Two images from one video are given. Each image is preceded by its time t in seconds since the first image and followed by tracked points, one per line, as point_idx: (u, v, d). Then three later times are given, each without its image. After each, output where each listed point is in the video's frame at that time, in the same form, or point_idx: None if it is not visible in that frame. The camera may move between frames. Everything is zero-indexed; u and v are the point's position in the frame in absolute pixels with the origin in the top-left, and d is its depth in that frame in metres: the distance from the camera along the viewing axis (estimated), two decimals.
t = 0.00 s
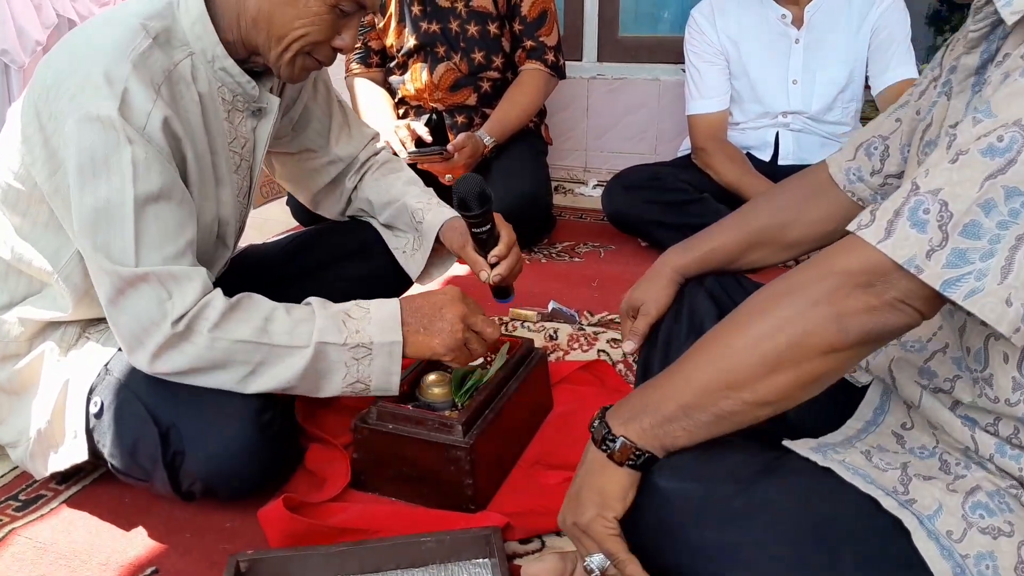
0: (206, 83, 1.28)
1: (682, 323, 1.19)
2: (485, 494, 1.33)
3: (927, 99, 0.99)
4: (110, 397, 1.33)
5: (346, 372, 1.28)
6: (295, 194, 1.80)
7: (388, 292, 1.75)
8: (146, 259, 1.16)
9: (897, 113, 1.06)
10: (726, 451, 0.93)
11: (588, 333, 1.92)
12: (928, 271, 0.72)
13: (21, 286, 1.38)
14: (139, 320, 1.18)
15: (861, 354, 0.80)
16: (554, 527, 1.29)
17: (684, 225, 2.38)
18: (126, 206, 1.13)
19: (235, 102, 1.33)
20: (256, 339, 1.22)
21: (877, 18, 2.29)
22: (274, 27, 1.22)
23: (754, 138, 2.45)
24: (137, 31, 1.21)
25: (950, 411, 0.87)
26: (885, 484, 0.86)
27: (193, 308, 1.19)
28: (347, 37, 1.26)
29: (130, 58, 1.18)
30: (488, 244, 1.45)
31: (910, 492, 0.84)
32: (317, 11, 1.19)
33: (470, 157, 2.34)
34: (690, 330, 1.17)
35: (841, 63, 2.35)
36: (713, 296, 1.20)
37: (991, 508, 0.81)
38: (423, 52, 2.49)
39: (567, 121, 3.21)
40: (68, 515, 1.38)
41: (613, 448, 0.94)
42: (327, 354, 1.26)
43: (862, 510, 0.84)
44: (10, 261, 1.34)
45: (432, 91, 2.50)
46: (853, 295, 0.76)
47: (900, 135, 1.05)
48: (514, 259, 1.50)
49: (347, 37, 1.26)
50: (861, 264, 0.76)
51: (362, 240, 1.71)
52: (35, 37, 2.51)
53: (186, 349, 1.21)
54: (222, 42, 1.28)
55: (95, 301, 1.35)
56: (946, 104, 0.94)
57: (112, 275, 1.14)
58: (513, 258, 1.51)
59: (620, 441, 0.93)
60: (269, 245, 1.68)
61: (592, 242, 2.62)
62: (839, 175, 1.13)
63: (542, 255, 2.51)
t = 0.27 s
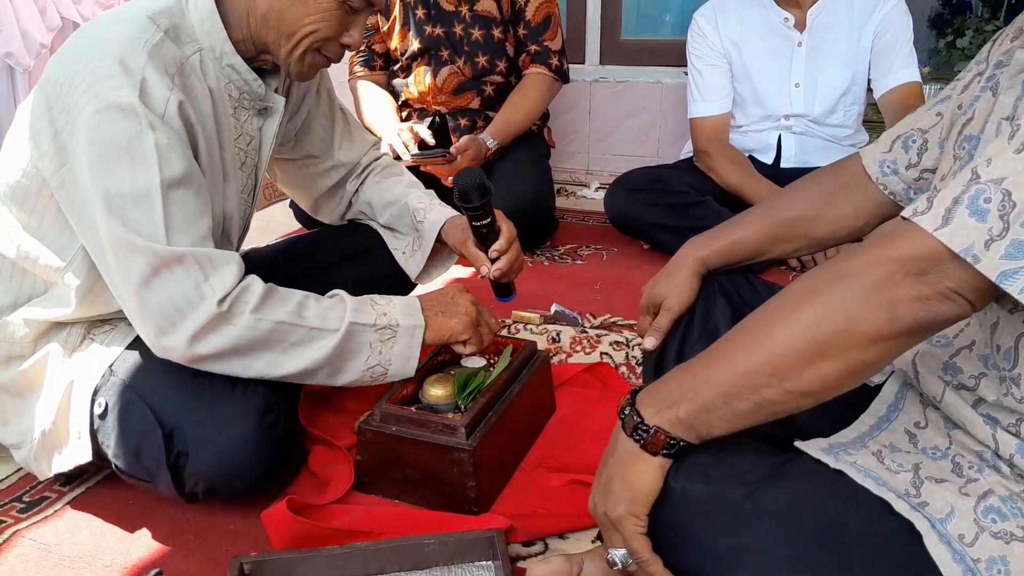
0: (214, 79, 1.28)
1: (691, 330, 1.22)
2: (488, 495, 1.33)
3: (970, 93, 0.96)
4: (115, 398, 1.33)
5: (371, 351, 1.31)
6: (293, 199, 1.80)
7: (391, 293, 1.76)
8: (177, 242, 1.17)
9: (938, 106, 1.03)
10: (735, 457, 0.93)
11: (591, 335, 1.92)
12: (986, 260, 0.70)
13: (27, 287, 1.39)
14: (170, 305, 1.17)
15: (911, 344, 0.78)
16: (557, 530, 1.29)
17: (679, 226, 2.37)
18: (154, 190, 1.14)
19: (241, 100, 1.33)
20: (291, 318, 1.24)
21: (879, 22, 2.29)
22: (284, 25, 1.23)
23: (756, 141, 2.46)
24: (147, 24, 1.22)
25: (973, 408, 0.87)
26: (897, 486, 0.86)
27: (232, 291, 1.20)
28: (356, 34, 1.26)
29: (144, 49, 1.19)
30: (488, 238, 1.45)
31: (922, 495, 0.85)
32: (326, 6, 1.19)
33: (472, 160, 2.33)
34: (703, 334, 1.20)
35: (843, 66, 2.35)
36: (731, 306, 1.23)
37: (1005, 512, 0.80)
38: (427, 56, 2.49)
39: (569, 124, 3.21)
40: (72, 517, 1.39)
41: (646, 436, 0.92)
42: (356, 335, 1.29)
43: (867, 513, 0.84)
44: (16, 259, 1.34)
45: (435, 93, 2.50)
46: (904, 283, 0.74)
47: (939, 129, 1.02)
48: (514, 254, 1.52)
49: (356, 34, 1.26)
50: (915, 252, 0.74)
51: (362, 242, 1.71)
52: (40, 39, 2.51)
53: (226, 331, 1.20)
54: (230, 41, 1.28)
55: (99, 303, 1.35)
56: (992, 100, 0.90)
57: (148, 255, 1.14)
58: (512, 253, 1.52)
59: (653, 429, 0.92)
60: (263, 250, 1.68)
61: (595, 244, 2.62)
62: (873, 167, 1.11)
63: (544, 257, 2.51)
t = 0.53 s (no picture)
0: (233, 84, 1.29)
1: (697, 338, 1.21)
2: (491, 504, 1.33)
3: (980, 99, 0.96)
4: (120, 402, 1.33)
5: (389, 355, 1.32)
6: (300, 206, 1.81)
7: (394, 297, 1.75)
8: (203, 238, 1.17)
9: (948, 111, 1.03)
10: (738, 468, 0.93)
11: (595, 342, 1.92)
12: (995, 266, 0.70)
13: (34, 290, 1.39)
14: (198, 300, 1.17)
15: (922, 351, 0.78)
16: (561, 539, 1.29)
17: (683, 233, 2.37)
18: (178, 187, 1.14)
19: (257, 105, 1.33)
20: (315, 318, 1.25)
21: (885, 30, 2.28)
22: (301, 32, 1.24)
23: (761, 149, 2.46)
24: (168, 27, 1.23)
25: (977, 415, 0.87)
26: (900, 497, 0.86)
27: (259, 288, 1.22)
28: (371, 43, 1.27)
29: (167, 49, 1.19)
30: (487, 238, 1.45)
31: (925, 506, 0.84)
32: (343, 15, 1.20)
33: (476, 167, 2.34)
34: (707, 344, 1.19)
35: (848, 74, 2.35)
36: (734, 312, 1.22)
37: (1008, 523, 0.79)
38: (433, 62, 2.51)
39: (574, 130, 3.22)
40: (76, 522, 1.38)
41: (655, 446, 0.92)
42: (377, 337, 1.30)
43: (870, 525, 0.84)
44: (30, 259, 1.34)
45: (440, 100, 2.52)
46: (914, 289, 0.74)
47: (948, 135, 1.02)
48: (513, 258, 1.52)
49: (372, 42, 1.27)
50: (925, 257, 0.74)
51: (367, 249, 1.71)
52: (46, 44, 2.53)
53: (253, 327, 1.20)
54: (248, 46, 1.29)
55: (103, 307, 1.35)
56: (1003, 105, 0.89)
57: (179, 249, 1.14)
58: (511, 256, 1.52)
59: (662, 439, 0.91)
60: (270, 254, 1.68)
61: (599, 251, 2.62)
62: (880, 172, 1.12)
63: (548, 264, 2.51)
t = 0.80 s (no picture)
0: (232, 85, 1.28)
1: (703, 341, 1.19)
2: (490, 508, 1.33)
3: (990, 105, 0.96)
4: (118, 404, 1.33)
5: (396, 359, 1.32)
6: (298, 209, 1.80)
7: (396, 297, 1.75)
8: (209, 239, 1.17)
9: (957, 118, 1.01)
10: (739, 470, 0.93)
11: (595, 345, 1.92)
12: (1019, 272, 0.69)
13: (33, 290, 1.39)
14: (201, 301, 1.16)
15: (939, 353, 0.77)
16: (561, 542, 1.29)
17: (686, 235, 2.36)
18: (180, 190, 1.14)
19: (255, 107, 1.33)
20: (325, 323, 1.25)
21: (885, 36, 2.28)
22: (296, 30, 1.23)
23: (762, 151, 2.47)
24: (167, 29, 1.22)
25: (983, 418, 0.87)
26: (903, 500, 0.86)
27: (264, 290, 1.21)
28: (367, 40, 1.27)
29: (166, 52, 1.19)
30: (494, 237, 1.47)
31: (927, 510, 0.84)
32: (338, 11, 1.20)
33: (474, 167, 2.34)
34: (709, 346, 1.17)
35: (849, 78, 2.34)
36: (738, 313, 1.21)
37: (1011, 529, 0.79)
38: (434, 64, 2.51)
39: (575, 133, 3.22)
40: (73, 524, 1.38)
41: (666, 442, 0.92)
42: (385, 342, 1.30)
43: (875, 529, 0.83)
44: (29, 260, 1.34)
45: (440, 101, 2.52)
46: (933, 292, 0.74)
47: (958, 140, 1.00)
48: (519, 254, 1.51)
49: (367, 40, 1.27)
50: (945, 261, 0.73)
51: (368, 250, 1.71)
52: (48, 43, 2.53)
53: (260, 329, 1.20)
54: (247, 48, 1.29)
55: (99, 309, 1.34)
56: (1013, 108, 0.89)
57: (184, 250, 1.14)
58: (518, 252, 1.51)
59: (673, 437, 0.91)
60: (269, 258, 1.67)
61: (599, 253, 2.62)
62: (890, 176, 1.11)
63: (548, 266, 2.51)
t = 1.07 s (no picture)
0: (224, 87, 1.28)
1: (704, 338, 1.19)
2: (490, 505, 1.33)
3: (995, 101, 0.95)
4: (118, 401, 1.33)
5: (362, 381, 1.29)
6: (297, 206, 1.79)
7: (397, 292, 1.75)
8: (169, 262, 1.18)
9: (961, 115, 1.01)
10: (740, 469, 0.92)
11: (595, 342, 1.92)
12: None
13: (32, 288, 1.39)
14: (166, 317, 1.19)
15: (947, 348, 0.77)
16: (561, 539, 1.29)
17: (685, 233, 2.36)
18: (149, 208, 1.15)
19: (250, 107, 1.33)
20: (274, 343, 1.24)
21: (888, 32, 2.28)
22: (284, 25, 1.22)
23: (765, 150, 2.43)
24: (157, 33, 1.22)
25: (988, 416, 0.86)
26: (905, 498, 0.85)
27: (215, 311, 1.21)
28: (359, 29, 1.23)
29: (150, 61, 1.18)
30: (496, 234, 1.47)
31: (930, 508, 0.83)
32: (325, 4, 1.17)
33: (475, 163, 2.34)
34: (710, 342, 1.18)
35: (851, 76, 2.35)
36: (739, 310, 1.21)
37: (1014, 527, 0.79)
38: (439, 58, 2.50)
39: (575, 129, 3.21)
40: (73, 521, 1.38)
41: (671, 437, 0.92)
42: (345, 361, 1.27)
43: (878, 528, 0.83)
44: (24, 261, 1.34)
45: (442, 98, 2.51)
46: (942, 286, 0.74)
47: (962, 137, 1.00)
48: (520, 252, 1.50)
49: (360, 30, 1.23)
50: (954, 255, 0.73)
51: (369, 247, 1.71)
52: (50, 39, 2.52)
53: (212, 348, 1.22)
54: (242, 47, 1.28)
55: (96, 311, 1.35)
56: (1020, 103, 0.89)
57: (137, 275, 1.16)
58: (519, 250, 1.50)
59: (678, 431, 0.91)
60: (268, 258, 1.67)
61: (599, 251, 2.62)
62: (892, 172, 1.11)
63: (548, 263, 2.50)
